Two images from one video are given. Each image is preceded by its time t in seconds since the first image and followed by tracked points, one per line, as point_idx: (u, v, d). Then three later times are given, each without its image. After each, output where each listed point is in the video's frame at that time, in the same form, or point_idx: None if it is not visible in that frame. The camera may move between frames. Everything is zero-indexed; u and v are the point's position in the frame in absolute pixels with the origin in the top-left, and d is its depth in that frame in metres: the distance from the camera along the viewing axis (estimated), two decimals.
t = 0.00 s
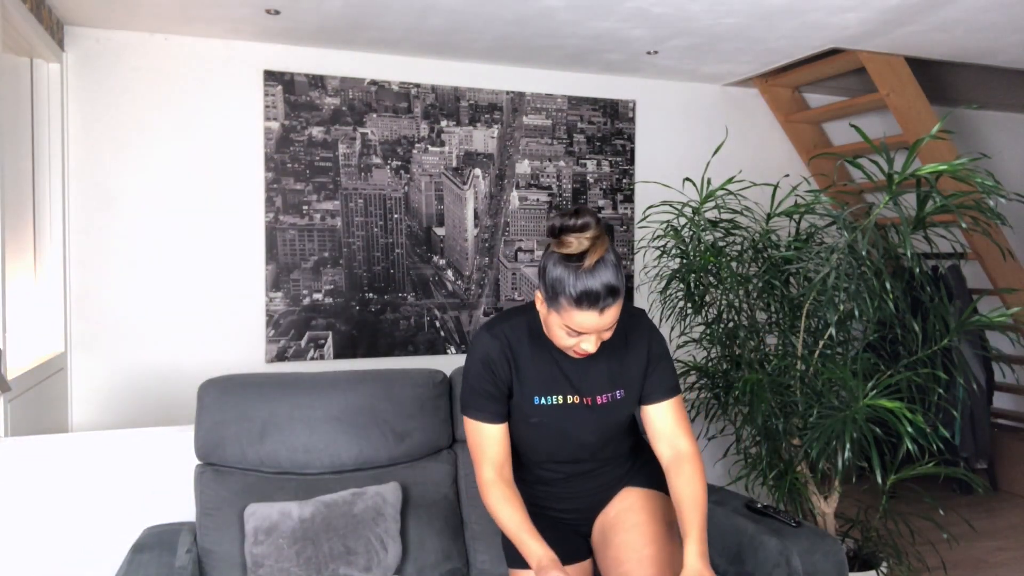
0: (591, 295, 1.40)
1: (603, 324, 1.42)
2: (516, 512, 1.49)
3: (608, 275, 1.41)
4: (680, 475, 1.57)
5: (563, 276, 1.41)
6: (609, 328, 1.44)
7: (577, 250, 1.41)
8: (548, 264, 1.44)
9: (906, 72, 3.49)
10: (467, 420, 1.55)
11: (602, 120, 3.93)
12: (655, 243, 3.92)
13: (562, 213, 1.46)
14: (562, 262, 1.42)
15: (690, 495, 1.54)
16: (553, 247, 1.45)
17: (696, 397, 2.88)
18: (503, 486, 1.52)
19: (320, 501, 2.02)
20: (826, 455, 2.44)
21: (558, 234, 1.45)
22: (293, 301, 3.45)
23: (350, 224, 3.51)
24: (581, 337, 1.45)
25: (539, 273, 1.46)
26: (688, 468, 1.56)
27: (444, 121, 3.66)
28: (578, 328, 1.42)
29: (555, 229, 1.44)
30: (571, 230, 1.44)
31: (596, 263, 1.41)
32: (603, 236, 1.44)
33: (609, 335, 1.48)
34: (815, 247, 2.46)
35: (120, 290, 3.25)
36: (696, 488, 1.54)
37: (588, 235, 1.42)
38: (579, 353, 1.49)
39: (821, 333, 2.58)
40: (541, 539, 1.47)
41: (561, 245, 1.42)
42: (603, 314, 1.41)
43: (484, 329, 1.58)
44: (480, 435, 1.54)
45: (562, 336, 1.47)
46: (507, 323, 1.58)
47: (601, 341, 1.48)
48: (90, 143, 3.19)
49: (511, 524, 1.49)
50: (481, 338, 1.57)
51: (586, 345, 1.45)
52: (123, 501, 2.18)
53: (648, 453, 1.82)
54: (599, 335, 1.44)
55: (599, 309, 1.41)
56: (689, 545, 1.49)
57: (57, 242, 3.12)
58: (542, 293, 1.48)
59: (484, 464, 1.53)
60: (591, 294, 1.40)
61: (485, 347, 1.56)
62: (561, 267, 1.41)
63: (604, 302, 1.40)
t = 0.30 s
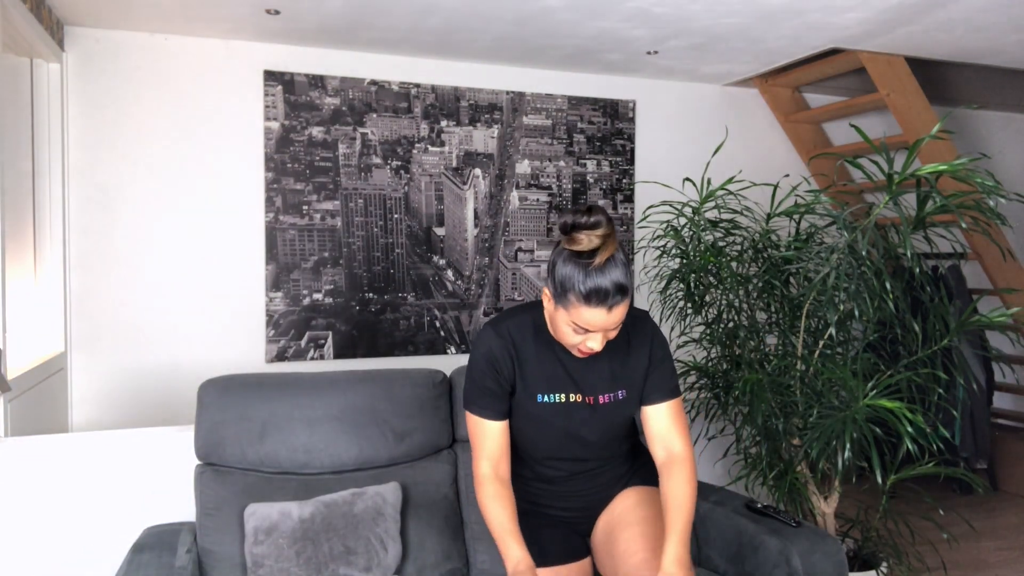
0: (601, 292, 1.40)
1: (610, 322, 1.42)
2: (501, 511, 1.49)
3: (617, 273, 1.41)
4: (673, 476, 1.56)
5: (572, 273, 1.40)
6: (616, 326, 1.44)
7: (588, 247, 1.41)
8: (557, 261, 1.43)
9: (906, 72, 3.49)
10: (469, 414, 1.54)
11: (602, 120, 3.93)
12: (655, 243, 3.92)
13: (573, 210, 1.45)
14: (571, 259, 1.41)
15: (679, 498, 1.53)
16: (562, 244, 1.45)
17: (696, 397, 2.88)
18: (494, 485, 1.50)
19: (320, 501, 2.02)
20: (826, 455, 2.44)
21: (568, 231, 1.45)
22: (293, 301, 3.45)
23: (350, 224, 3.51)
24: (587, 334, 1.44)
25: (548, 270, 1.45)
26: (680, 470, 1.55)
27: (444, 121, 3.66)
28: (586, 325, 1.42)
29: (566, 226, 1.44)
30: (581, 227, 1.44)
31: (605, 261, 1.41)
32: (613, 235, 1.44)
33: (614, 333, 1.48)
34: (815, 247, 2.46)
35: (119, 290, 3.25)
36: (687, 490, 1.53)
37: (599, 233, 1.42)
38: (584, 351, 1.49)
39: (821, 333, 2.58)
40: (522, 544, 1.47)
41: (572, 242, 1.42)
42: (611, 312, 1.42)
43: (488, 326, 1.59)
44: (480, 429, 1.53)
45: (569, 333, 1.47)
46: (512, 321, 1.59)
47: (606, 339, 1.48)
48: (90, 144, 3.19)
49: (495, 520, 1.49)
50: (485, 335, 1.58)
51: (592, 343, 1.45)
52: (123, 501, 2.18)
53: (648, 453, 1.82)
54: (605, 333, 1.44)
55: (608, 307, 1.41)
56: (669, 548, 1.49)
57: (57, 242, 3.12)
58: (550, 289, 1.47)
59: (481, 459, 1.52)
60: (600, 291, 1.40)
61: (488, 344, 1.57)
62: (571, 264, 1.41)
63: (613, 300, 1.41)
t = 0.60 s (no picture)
0: (596, 306, 1.40)
1: (606, 335, 1.43)
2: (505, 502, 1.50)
3: (613, 287, 1.41)
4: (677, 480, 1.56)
5: (568, 287, 1.41)
6: (611, 339, 1.45)
7: (584, 261, 1.41)
8: (554, 272, 1.44)
9: (906, 72, 3.49)
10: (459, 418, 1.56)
11: (602, 120, 3.93)
12: (655, 243, 3.92)
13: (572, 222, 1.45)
14: (567, 272, 1.42)
15: (686, 501, 1.53)
16: (559, 255, 1.45)
17: (696, 397, 2.88)
18: (492, 479, 1.53)
19: (320, 502, 2.02)
20: (826, 455, 2.44)
21: (566, 243, 1.45)
22: (293, 301, 3.45)
23: (350, 224, 3.50)
24: (582, 346, 1.46)
25: (544, 280, 1.46)
26: (686, 473, 1.55)
27: (444, 121, 3.66)
28: (580, 337, 1.43)
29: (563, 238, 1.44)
30: (578, 240, 1.44)
31: (602, 274, 1.41)
32: (611, 247, 1.44)
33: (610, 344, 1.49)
34: (815, 247, 2.46)
35: (119, 290, 3.25)
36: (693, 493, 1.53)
37: (596, 247, 1.42)
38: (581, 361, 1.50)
39: (821, 333, 2.58)
40: (535, 525, 1.49)
41: (568, 255, 1.42)
42: (606, 325, 1.42)
43: (484, 332, 1.59)
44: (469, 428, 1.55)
45: (565, 344, 1.48)
46: (509, 328, 1.60)
47: (603, 350, 1.49)
48: (91, 144, 3.19)
49: (501, 513, 1.50)
50: (481, 342, 1.58)
51: (587, 355, 1.46)
52: (123, 501, 2.18)
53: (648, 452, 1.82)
54: (600, 345, 1.45)
55: (602, 321, 1.41)
56: (681, 553, 1.50)
57: (57, 242, 3.12)
58: (547, 299, 1.48)
59: (471, 459, 1.55)
60: (595, 305, 1.40)
61: (484, 351, 1.57)
62: (567, 276, 1.42)
63: (608, 314, 1.41)
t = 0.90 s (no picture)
0: (587, 313, 1.40)
1: (598, 341, 1.43)
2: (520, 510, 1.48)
3: (603, 293, 1.41)
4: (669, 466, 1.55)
5: (558, 295, 1.41)
6: (604, 345, 1.45)
7: (573, 268, 1.41)
8: (544, 280, 1.44)
9: (906, 72, 3.49)
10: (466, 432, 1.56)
11: (602, 120, 3.93)
12: (655, 243, 3.92)
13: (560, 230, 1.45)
14: (557, 279, 1.42)
15: (674, 483, 1.51)
16: (548, 263, 1.45)
17: (696, 397, 2.88)
18: (505, 488, 1.52)
19: (320, 502, 2.02)
20: (826, 455, 2.44)
21: (555, 251, 1.45)
22: (293, 301, 3.45)
23: (350, 224, 3.50)
24: (575, 352, 1.46)
25: (535, 288, 1.47)
26: (678, 460, 1.55)
27: (444, 121, 3.66)
28: (573, 345, 1.43)
29: (552, 246, 1.44)
30: (567, 247, 1.43)
31: (591, 281, 1.41)
32: (600, 253, 1.44)
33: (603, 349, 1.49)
34: (815, 247, 2.46)
35: (119, 289, 3.25)
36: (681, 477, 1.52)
37: (584, 254, 1.42)
38: (574, 366, 1.51)
39: (821, 333, 2.58)
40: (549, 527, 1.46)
41: (557, 263, 1.42)
42: (598, 332, 1.42)
43: (479, 340, 1.62)
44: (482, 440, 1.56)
45: (557, 350, 1.48)
46: (503, 333, 1.62)
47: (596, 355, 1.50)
48: (91, 145, 3.19)
49: (516, 522, 1.48)
50: (478, 350, 1.60)
51: (580, 361, 1.46)
52: (123, 501, 2.18)
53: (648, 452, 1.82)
54: (593, 350, 1.46)
55: (594, 327, 1.42)
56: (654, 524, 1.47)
57: (57, 242, 3.12)
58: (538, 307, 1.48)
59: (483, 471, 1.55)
60: (586, 312, 1.40)
61: (482, 358, 1.59)
62: (557, 284, 1.42)
63: (599, 321, 1.41)
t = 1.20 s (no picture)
0: (587, 316, 1.40)
1: (598, 344, 1.43)
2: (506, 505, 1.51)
3: (602, 296, 1.41)
4: (679, 488, 1.54)
5: (557, 297, 1.41)
6: (604, 347, 1.45)
7: (572, 271, 1.41)
8: (543, 282, 1.44)
9: (906, 71, 3.49)
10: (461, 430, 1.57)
11: (602, 120, 3.93)
12: (655, 243, 3.93)
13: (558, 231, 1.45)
14: (557, 283, 1.42)
15: (692, 508, 1.51)
16: (548, 265, 1.45)
17: (696, 397, 2.88)
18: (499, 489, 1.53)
19: (320, 502, 2.02)
20: (826, 455, 2.43)
21: (554, 253, 1.45)
22: (293, 301, 3.45)
23: (350, 224, 3.51)
24: (574, 355, 1.46)
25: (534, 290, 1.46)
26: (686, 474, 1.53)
27: (444, 121, 3.66)
28: (573, 348, 1.43)
29: (550, 248, 1.44)
30: (566, 250, 1.43)
31: (591, 284, 1.41)
32: (599, 255, 1.44)
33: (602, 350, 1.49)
34: (815, 246, 2.45)
35: (119, 289, 3.25)
36: (698, 498, 1.51)
37: (583, 256, 1.42)
38: (574, 368, 1.51)
39: (821, 333, 2.58)
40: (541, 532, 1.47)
41: (556, 267, 1.42)
42: (598, 334, 1.42)
43: (477, 340, 1.61)
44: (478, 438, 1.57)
45: (557, 352, 1.48)
46: (500, 334, 1.61)
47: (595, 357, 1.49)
48: (91, 145, 3.19)
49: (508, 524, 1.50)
50: (474, 351, 1.60)
51: (580, 364, 1.46)
52: (123, 501, 2.18)
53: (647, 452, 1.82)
54: (593, 353, 1.46)
55: (594, 330, 1.42)
56: (697, 542, 1.47)
57: (57, 242, 3.12)
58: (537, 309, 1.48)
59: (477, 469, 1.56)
60: (586, 315, 1.40)
61: (477, 359, 1.59)
62: (557, 287, 1.42)
63: (599, 323, 1.41)
